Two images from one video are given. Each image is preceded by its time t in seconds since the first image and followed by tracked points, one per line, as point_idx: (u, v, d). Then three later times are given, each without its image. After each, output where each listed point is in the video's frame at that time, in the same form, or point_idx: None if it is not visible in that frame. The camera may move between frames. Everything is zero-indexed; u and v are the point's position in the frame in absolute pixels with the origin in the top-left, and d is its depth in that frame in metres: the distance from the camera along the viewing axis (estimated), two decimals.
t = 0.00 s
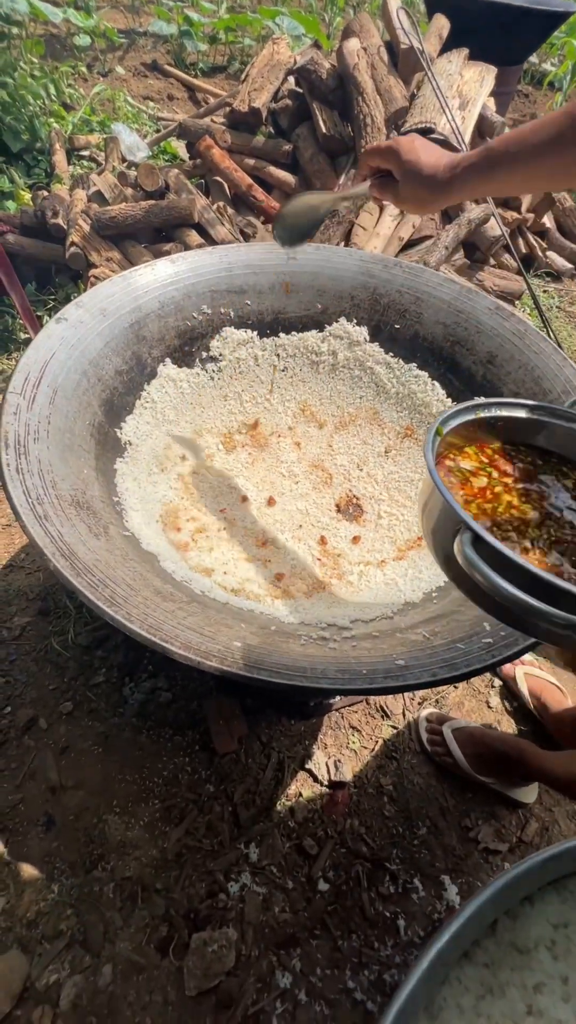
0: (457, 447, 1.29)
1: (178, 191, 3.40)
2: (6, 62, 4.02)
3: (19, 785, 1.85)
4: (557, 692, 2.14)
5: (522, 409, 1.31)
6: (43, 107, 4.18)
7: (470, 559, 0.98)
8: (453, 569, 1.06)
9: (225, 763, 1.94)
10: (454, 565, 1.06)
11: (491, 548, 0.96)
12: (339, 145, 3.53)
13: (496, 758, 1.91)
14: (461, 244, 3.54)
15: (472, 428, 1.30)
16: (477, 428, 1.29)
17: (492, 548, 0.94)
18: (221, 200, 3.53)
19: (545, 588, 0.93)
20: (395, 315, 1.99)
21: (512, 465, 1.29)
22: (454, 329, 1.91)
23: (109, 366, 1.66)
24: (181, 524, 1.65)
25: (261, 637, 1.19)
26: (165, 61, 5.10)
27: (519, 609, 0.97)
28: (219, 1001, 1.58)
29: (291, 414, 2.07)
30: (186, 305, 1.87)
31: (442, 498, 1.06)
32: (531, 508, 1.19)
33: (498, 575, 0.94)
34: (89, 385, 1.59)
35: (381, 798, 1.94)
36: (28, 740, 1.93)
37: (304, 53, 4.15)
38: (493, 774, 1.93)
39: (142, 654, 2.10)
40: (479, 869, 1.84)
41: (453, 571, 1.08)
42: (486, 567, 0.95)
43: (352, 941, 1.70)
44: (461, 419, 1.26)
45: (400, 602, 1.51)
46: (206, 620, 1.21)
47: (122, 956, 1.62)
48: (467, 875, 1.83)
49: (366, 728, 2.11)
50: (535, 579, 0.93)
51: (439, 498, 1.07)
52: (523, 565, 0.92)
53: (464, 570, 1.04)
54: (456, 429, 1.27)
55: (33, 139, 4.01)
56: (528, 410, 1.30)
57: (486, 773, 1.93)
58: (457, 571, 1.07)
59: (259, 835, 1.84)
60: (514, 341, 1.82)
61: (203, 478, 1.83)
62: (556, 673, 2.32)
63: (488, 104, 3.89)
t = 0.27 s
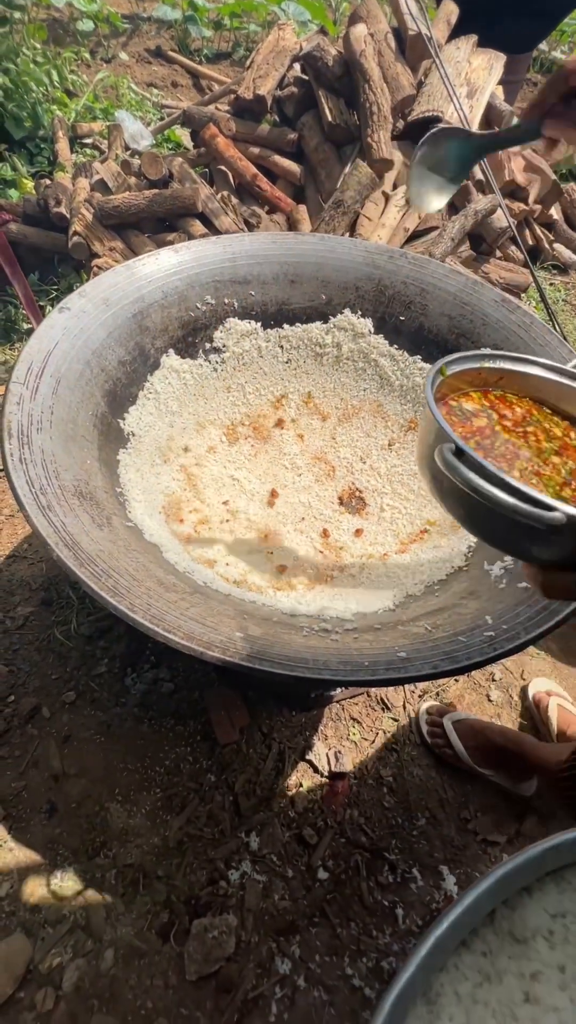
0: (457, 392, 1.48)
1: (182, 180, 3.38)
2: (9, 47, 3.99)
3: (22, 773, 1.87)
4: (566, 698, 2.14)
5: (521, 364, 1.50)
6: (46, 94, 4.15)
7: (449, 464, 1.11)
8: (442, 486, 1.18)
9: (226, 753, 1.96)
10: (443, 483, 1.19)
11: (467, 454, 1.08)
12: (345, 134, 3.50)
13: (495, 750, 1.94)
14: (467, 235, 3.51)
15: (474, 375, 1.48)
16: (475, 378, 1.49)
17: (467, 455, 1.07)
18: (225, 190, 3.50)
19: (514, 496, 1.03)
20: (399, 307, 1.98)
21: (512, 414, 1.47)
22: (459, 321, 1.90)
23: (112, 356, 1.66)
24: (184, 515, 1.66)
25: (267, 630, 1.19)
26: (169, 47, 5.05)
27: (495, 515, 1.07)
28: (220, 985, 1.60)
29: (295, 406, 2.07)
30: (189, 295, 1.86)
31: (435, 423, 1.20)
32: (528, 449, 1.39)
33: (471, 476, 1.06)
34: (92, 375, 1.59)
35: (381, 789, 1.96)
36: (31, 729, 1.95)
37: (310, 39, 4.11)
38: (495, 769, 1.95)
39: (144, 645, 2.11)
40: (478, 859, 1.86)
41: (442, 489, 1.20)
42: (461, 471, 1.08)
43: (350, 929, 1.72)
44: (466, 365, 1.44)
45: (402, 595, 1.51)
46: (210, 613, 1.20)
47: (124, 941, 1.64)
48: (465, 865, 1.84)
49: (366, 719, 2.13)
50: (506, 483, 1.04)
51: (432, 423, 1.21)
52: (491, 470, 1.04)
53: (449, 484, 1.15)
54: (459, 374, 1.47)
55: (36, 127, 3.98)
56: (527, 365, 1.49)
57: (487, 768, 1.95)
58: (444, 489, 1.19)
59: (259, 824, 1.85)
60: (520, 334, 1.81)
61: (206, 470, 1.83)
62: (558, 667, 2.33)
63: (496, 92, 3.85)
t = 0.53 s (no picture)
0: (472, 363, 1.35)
1: (182, 173, 3.35)
2: (9, 37, 3.95)
3: (17, 769, 1.87)
4: (562, 703, 2.14)
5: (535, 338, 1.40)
6: (46, 84, 4.11)
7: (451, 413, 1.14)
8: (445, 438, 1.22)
9: (221, 750, 1.96)
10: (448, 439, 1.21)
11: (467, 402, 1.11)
12: (347, 126, 3.46)
13: (492, 750, 1.95)
14: (469, 231, 3.48)
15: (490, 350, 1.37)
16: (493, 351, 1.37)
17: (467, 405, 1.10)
18: (226, 183, 3.48)
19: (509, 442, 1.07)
20: (399, 304, 1.96)
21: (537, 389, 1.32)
22: (459, 318, 1.88)
23: (107, 352, 1.65)
24: (179, 513, 1.65)
25: (257, 632, 1.19)
26: (171, 37, 5.00)
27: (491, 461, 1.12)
28: (212, 982, 1.60)
29: (292, 403, 2.06)
30: (186, 290, 1.85)
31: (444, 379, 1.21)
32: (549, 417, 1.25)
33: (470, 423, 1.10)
34: (87, 371, 1.58)
35: (376, 788, 1.96)
36: (26, 725, 1.95)
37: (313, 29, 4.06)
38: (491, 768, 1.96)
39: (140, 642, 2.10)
40: (472, 859, 1.85)
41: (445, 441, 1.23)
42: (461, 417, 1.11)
43: (344, 927, 1.72)
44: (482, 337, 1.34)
45: (398, 596, 1.50)
46: (201, 615, 1.21)
47: (117, 938, 1.64)
48: (460, 865, 1.84)
49: (362, 718, 2.12)
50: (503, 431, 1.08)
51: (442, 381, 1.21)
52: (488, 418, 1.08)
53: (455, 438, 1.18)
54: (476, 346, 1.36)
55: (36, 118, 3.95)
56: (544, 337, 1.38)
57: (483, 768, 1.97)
58: (449, 444, 1.21)
59: (254, 822, 1.85)
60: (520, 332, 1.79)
61: (202, 467, 1.82)
62: (556, 667, 2.32)
63: (501, 85, 3.80)
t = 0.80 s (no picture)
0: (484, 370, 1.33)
1: (182, 169, 3.32)
2: (8, 29, 3.91)
3: (10, 772, 1.85)
4: (560, 708, 2.12)
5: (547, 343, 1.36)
6: (46, 77, 4.07)
7: (459, 404, 1.14)
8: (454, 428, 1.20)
9: (216, 754, 1.93)
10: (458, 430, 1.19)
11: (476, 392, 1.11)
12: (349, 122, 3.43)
13: (490, 757, 1.92)
14: (472, 228, 3.44)
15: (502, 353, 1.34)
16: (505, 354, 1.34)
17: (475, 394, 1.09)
18: (226, 179, 3.44)
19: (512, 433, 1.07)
20: (399, 303, 1.92)
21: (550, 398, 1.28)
22: (460, 318, 1.85)
23: (101, 351, 1.63)
24: (174, 515, 1.63)
25: (247, 642, 1.19)
26: (172, 30, 4.95)
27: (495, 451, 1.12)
28: (205, 989, 1.58)
29: (291, 403, 2.03)
30: (183, 288, 1.82)
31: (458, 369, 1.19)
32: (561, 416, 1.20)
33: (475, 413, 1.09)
34: (80, 371, 1.56)
35: (372, 793, 1.93)
36: (20, 727, 1.93)
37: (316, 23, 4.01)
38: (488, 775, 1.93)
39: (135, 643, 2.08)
40: (469, 866, 1.83)
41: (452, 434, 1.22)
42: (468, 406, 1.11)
43: (338, 934, 1.70)
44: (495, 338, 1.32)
45: (395, 602, 1.48)
46: (192, 620, 1.22)
47: (110, 943, 1.62)
48: (456, 872, 1.82)
49: (359, 722, 2.10)
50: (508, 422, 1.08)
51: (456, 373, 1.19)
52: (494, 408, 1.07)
53: (464, 430, 1.16)
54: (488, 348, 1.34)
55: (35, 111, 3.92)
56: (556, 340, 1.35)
57: (480, 774, 1.93)
58: (458, 437, 1.19)
59: (248, 827, 1.83)
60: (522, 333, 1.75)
61: (199, 468, 1.79)
62: (556, 672, 2.29)
63: (506, 80, 3.76)
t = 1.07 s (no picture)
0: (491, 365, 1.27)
1: (181, 162, 3.27)
2: (7, 20, 3.86)
3: None
4: (563, 714, 2.07)
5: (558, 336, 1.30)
6: (45, 69, 4.02)
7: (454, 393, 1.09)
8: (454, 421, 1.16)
9: (210, 760, 1.88)
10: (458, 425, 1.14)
11: (473, 382, 1.05)
12: (351, 115, 3.37)
13: (490, 764, 1.87)
14: (476, 224, 3.39)
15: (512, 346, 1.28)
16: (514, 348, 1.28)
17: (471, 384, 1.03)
18: (226, 172, 3.39)
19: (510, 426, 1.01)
20: (401, 297, 1.87)
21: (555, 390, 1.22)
22: (464, 313, 1.79)
23: (92, 344, 1.58)
24: (167, 514, 1.58)
25: (239, 649, 1.14)
26: (174, 23, 4.90)
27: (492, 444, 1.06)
28: (195, 1003, 1.53)
29: (289, 400, 1.97)
30: (178, 280, 1.77)
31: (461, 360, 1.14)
32: (568, 420, 1.15)
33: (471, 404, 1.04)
34: (70, 364, 1.51)
35: (370, 800, 1.88)
36: (8, 730, 1.88)
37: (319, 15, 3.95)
38: (487, 783, 1.88)
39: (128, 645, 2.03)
40: (468, 877, 1.78)
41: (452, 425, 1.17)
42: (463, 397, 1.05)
43: (333, 946, 1.64)
44: (505, 332, 1.26)
45: (394, 607, 1.43)
46: (181, 624, 1.18)
47: (98, 954, 1.56)
48: (455, 883, 1.76)
49: (357, 728, 2.05)
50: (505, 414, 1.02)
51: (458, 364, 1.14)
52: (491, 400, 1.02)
53: (462, 422, 1.12)
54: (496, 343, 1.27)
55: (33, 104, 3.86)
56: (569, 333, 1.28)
57: (479, 782, 1.88)
58: (457, 429, 1.15)
59: (242, 835, 1.77)
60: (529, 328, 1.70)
61: (192, 466, 1.75)
62: (559, 678, 2.24)
63: (511, 74, 3.70)
